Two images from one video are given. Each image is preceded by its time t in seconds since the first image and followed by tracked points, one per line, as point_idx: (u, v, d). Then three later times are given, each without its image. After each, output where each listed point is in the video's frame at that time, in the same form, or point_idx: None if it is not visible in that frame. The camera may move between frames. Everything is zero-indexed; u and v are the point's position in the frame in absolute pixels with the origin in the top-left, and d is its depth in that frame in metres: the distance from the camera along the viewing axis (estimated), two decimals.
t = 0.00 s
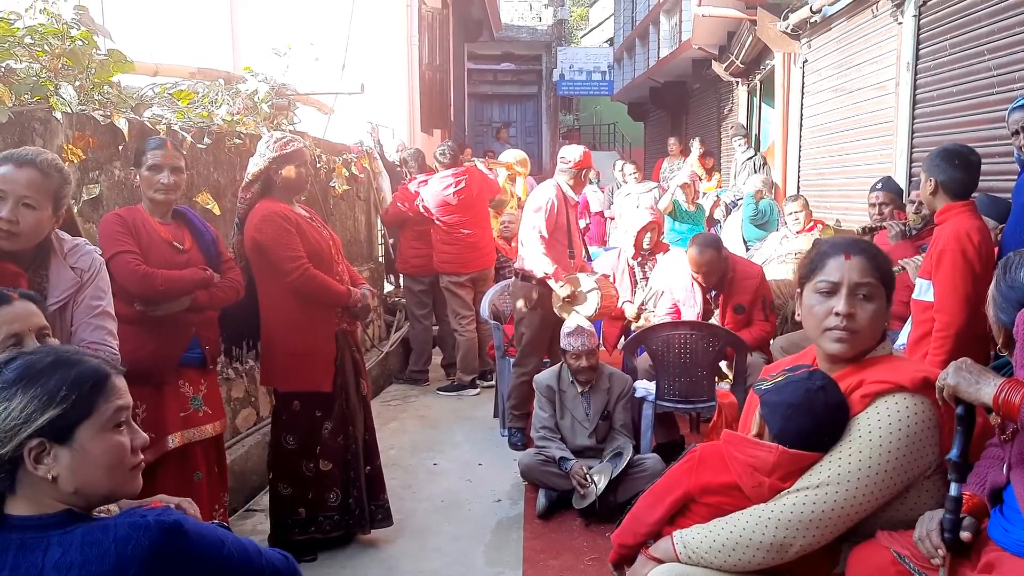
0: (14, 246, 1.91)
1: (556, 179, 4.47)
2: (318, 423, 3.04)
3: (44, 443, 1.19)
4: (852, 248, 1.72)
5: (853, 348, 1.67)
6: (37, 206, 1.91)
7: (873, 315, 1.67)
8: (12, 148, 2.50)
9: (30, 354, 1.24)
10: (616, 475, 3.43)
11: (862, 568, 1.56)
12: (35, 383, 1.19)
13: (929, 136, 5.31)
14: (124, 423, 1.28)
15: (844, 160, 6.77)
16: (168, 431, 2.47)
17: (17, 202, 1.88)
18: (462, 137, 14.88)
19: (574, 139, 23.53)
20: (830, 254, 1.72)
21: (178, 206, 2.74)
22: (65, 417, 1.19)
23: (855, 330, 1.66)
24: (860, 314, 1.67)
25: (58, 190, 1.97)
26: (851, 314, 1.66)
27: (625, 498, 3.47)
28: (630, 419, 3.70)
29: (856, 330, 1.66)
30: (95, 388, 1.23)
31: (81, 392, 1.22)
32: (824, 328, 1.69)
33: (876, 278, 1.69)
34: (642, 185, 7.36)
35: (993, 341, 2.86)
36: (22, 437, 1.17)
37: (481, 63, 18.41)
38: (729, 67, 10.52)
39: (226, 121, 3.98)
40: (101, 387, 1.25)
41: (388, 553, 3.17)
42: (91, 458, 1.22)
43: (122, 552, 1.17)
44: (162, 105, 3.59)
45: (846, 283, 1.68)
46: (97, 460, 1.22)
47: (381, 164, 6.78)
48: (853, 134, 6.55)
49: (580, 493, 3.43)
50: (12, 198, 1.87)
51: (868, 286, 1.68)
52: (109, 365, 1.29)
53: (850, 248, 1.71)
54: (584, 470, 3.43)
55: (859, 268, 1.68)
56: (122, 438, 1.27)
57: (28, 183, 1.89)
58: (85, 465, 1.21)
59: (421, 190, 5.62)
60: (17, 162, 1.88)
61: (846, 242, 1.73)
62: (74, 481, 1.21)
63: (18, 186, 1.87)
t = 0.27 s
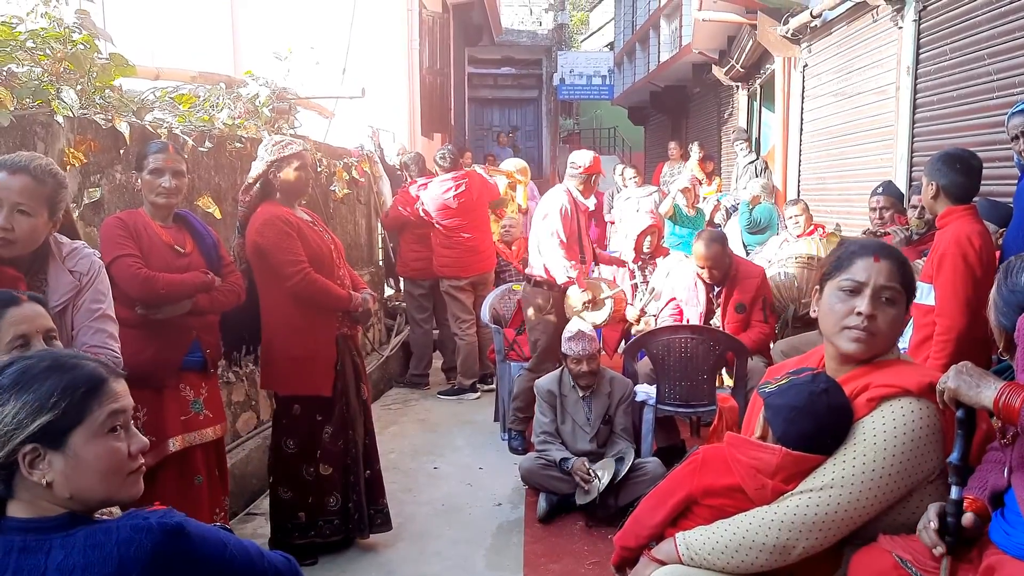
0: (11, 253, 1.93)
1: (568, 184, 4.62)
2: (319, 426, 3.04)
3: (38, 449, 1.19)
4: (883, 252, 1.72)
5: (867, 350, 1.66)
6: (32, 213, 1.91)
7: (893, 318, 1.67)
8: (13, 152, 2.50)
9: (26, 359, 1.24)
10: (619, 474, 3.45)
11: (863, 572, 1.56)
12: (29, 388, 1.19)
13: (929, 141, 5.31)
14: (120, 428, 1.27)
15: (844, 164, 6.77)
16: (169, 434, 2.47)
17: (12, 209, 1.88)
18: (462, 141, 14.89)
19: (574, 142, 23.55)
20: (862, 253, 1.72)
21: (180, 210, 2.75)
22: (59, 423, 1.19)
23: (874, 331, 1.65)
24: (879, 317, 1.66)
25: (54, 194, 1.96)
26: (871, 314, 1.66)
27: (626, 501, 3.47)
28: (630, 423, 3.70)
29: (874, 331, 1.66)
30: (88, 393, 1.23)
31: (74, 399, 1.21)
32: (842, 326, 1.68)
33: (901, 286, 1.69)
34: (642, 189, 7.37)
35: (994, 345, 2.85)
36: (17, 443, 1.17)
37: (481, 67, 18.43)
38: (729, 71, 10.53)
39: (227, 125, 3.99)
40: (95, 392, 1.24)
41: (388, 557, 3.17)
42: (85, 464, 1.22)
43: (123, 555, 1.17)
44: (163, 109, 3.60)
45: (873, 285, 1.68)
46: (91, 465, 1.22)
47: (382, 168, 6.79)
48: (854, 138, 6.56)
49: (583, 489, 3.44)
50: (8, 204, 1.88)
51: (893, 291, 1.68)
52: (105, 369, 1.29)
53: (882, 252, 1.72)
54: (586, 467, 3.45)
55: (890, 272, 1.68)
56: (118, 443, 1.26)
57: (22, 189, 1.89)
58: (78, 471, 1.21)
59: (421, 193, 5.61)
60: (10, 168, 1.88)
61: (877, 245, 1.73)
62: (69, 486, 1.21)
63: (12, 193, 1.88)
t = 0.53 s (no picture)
0: (14, 256, 1.92)
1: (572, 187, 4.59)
2: (319, 430, 3.04)
3: (42, 452, 1.19)
4: (895, 255, 1.72)
5: (880, 349, 1.67)
6: (36, 216, 1.92)
7: (904, 322, 1.68)
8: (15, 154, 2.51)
9: (30, 361, 1.24)
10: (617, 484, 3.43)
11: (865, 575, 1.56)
12: (33, 392, 1.20)
13: (929, 145, 5.32)
14: (124, 433, 1.28)
15: (844, 168, 6.78)
16: (170, 437, 2.47)
17: (16, 212, 1.89)
18: (461, 144, 14.88)
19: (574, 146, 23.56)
20: (874, 256, 1.73)
21: (181, 213, 2.76)
22: (62, 427, 1.20)
23: (882, 335, 1.66)
24: (891, 322, 1.67)
25: (57, 198, 1.97)
26: (883, 317, 1.66)
27: (625, 505, 3.47)
28: (631, 427, 3.70)
29: (883, 335, 1.66)
30: (94, 398, 1.23)
31: (78, 404, 1.22)
32: (853, 327, 1.69)
33: (913, 290, 1.70)
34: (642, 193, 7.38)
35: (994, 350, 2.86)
36: (20, 446, 1.17)
37: (481, 71, 18.45)
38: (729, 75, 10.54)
39: (228, 128, 4.00)
40: (99, 397, 1.24)
41: (388, 560, 3.17)
42: (87, 468, 1.22)
43: (128, 556, 1.17)
44: (164, 112, 3.61)
45: (885, 287, 1.68)
46: (93, 469, 1.22)
47: (383, 171, 6.80)
48: (853, 142, 6.57)
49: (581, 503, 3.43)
50: (11, 208, 1.88)
51: (904, 295, 1.69)
52: (108, 372, 1.29)
53: (895, 256, 1.72)
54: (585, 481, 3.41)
55: (901, 275, 1.69)
56: (121, 447, 1.26)
57: (26, 193, 1.89)
58: (81, 474, 1.21)
59: (421, 196, 5.61)
60: (15, 172, 1.89)
61: (890, 248, 1.74)
62: (71, 489, 1.21)
63: (16, 196, 1.88)
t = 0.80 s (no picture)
0: (14, 259, 1.92)
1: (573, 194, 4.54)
2: (318, 434, 3.04)
3: (44, 452, 1.18)
4: (891, 259, 1.71)
5: (874, 357, 1.66)
6: (37, 219, 1.92)
7: (901, 327, 1.67)
8: (16, 158, 2.51)
9: (31, 362, 1.24)
10: (619, 477, 3.45)
11: None
12: (36, 391, 1.20)
13: (930, 148, 5.32)
14: (125, 433, 1.28)
15: (845, 172, 6.78)
16: (170, 439, 2.47)
17: (18, 216, 1.89)
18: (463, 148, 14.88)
19: (575, 150, 23.57)
20: (870, 262, 1.72)
21: (181, 216, 2.76)
22: (65, 427, 1.20)
23: (880, 340, 1.65)
24: (888, 327, 1.66)
25: (59, 202, 1.97)
26: (878, 324, 1.66)
27: (626, 508, 3.47)
28: (632, 431, 3.71)
29: (881, 340, 1.66)
30: (94, 398, 1.23)
31: (80, 403, 1.22)
32: (849, 334, 1.69)
33: (910, 294, 1.69)
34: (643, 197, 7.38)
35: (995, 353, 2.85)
36: (23, 446, 1.17)
37: (482, 74, 18.47)
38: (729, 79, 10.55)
39: (229, 131, 4.00)
40: (100, 397, 1.24)
41: (388, 564, 3.16)
42: (90, 468, 1.22)
43: (128, 557, 1.17)
44: (165, 115, 3.61)
45: (880, 293, 1.68)
46: (96, 469, 1.22)
47: (383, 175, 6.80)
48: (854, 146, 6.57)
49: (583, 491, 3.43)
50: (13, 211, 1.88)
51: (902, 299, 1.68)
52: (109, 373, 1.29)
53: (890, 260, 1.71)
54: (586, 469, 3.43)
55: (896, 280, 1.69)
56: (122, 448, 1.26)
57: (29, 197, 1.89)
58: (84, 474, 1.21)
59: (422, 199, 5.61)
60: (17, 175, 1.89)
61: (886, 252, 1.73)
62: (74, 489, 1.21)
63: (19, 200, 1.88)
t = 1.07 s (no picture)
0: (11, 262, 1.94)
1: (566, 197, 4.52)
2: (314, 437, 3.04)
3: (47, 454, 1.20)
4: (880, 263, 1.73)
5: (865, 360, 1.68)
6: (34, 223, 1.93)
7: (892, 330, 1.68)
8: (16, 161, 2.53)
9: (34, 365, 1.25)
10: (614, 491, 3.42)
11: None
12: (39, 393, 1.21)
13: (926, 152, 5.35)
14: (127, 434, 1.29)
15: (842, 175, 6.80)
16: (169, 442, 2.48)
17: (15, 220, 1.90)
18: (462, 151, 14.91)
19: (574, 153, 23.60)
20: (858, 266, 1.74)
21: (180, 219, 2.77)
22: (68, 428, 1.21)
23: (871, 343, 1.67)
24: (878, 330, 1.67)
25: (55, 205, 1.98)
26: (868, 327, 1.67)
27: (623, 511, 3.48)
28: (629, 434, 3.71)
29: (872, 344, 1.67)
30: (96, 400, 1.25)
31: (83, 405, 1.23)
32: (839, 338, 1.70)
33: (899, 298, 1.70)
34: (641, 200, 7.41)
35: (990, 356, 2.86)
36: (27, 447, 1.18)
37: (481, 78, 18.51)
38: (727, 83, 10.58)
39: (228, 134, 4.01)
40: (102, 399, 1.26)
41: (385, 566, 3.17)
42: (92, 468, 1.23)
43: (127, 559, 1.18)
44: (164, 118, 3.62)
45: (870, 297, 1.69)
46: (98, 471, 1.23)
47: (382, 178, 6.81)
48: (851, 149, 6.59)
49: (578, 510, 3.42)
50: (11, 215, 1.89)
51: (891, 303, 1.69)
52: (110, 375, 1.30)
53: (879, 263, 1.73)
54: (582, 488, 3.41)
55: (885, 284, 1.70)
56: (124, 450, 1.28)
57: (26, 200, 1.90)
58: (86, 475, 1.22)
59: (421, 202, 5.64)
60: (15, 179, 1.90)
61: (875, 256, 1.74)
62: (76, 490, 1.22)
63: (16, 204, 1.89)
